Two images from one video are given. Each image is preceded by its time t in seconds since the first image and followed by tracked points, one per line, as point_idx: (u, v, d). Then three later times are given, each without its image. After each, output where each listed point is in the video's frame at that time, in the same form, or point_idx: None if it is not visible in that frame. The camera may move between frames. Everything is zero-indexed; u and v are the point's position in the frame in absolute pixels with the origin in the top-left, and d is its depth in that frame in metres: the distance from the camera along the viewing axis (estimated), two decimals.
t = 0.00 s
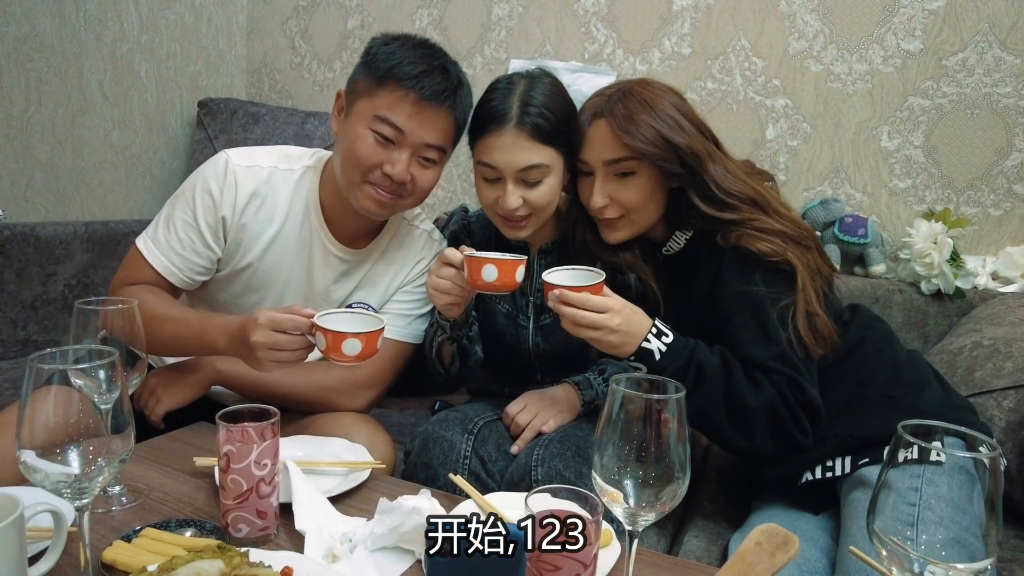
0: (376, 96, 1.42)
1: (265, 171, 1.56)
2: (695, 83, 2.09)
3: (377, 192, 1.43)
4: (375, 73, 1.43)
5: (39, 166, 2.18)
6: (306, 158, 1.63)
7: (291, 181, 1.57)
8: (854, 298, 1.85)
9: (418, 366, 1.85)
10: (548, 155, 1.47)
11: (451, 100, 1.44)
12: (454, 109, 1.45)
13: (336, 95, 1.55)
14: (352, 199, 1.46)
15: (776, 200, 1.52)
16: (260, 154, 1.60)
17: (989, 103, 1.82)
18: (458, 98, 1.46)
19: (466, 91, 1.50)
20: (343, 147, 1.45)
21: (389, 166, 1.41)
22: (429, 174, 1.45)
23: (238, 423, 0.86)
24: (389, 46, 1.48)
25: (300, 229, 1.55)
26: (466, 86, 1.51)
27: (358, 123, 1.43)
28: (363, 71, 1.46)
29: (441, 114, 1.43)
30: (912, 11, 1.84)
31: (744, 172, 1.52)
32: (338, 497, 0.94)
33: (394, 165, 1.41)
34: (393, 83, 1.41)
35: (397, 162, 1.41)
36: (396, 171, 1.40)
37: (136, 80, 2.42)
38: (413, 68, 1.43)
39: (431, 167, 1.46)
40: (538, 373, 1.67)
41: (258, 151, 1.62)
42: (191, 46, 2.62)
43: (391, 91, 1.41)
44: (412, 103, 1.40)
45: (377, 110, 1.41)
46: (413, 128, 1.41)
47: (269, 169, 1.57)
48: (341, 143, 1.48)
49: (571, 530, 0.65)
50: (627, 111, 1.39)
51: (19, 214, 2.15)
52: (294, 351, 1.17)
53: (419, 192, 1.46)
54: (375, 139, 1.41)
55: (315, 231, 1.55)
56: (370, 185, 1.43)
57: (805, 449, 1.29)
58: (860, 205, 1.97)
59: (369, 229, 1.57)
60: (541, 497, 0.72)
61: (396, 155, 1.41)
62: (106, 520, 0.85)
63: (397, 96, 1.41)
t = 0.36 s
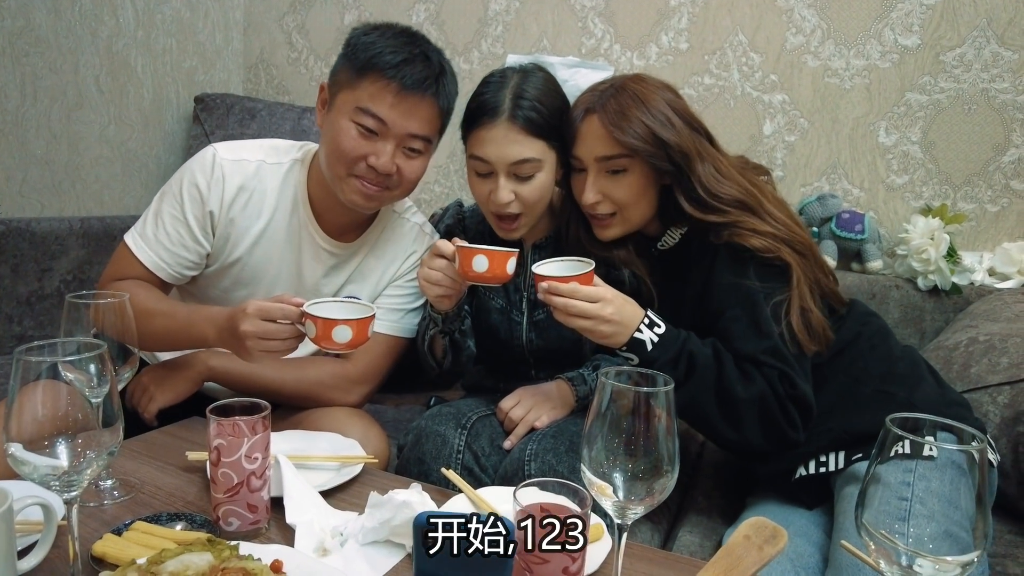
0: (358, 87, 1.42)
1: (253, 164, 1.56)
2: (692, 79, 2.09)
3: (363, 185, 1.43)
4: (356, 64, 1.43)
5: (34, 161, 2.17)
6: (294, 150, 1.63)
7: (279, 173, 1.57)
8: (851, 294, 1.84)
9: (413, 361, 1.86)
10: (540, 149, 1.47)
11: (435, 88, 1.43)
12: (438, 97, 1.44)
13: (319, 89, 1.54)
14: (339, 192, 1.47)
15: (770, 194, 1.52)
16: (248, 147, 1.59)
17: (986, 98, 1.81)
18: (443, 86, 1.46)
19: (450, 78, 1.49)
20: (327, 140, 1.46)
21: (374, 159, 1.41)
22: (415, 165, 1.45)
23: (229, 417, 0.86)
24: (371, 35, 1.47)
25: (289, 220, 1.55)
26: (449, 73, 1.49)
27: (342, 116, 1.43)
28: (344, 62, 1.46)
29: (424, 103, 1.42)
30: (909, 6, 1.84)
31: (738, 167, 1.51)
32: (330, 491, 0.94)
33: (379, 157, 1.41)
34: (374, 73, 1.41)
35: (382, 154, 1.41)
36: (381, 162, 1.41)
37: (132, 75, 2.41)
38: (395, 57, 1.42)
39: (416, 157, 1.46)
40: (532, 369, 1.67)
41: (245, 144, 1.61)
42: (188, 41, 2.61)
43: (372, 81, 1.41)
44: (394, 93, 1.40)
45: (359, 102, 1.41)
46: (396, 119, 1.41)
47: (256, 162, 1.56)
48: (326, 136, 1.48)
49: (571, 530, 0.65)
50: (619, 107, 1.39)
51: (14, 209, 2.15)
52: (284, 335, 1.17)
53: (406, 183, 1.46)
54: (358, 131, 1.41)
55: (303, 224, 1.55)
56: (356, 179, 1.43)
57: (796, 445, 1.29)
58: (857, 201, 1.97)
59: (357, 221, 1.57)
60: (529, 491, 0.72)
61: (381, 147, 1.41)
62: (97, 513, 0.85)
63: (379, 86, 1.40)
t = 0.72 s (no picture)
0: (351, 87, 1.42)
1: (251, 163, 1.56)
2: (691, 77, 2.09)
3: (360, 185, 1.43)
4: (348, 64, 1.42)
5: (33, 159, 2.17)
6: (290, 149, 1.63)
7: (277, 172, 1.57)
8: (850, 293, 1.85)
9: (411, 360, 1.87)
10: (538, 150, 1.47)
11: (428, 86, 1.43)
12: (431, 94, 1.44)
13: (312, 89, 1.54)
14: (336, 192, 1.47)
15: (767, 195, 1.52)
16: (244, 146, 1.59)
17: (985, 97, 1.81)
18: (436, 83, 1.45)
19: (443, 74, 1.49)
20: (323, 141, 1.46)
21: (370, 159, 1.41)
22: (411, 164, 1.46)
23: (228, 415, 0.87)
24: (362, 33, 1.47)
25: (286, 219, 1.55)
26: (442, 69, 1.49)
27: (335, 116, 1.43)
28: (337, 62, 1.45)
29: (419, 101, 1.42)
30: (909, 5, 1.84)
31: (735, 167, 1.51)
32: (330, 490, 0.94)
33: (374, 157, 1.41)
34: (367, 74, 1.40)
35: (377, 154, 1.41)
36: (377, 163, 1.41)
37: (131, 73, 2.41)
38: (387, 56, 1.41)
39: (412, 156, 1.46)
40: (531, 367, 1.67)
41: (245, 141, 1.61)
42: (187, 38, 2.60)
43: (365, 83, 1.41)
44: (387, 93, 1.40)
45: (352, 102, 1.41)
46: (391, 119, 1.41)
47: (254, 161, 1.56)
48: (321, 136, 1.48)
49: (571, 531, 0.65)
50: (616, 108, 1.39)
51: (14, 207, 2.15)
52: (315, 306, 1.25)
53: (403, 181, 1.47)
54: (353, 132, 1.41)
55: (302, 223, 1.55)
56: (353, 179, 1.43)
57: (794, 446, 1.29)
58: (856, 200, 1.97)
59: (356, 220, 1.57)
60: (528, 490, 0.73)
61: (376, 147, 1.41)
62: (98, 512, 0.85)
63: (372, 86, 1.40)
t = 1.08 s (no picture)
0: (350, 86, 1.41)
1: (252, 160, 1.55)
2: (691, 75, 2.09)
3: (363, 184, 1.44)
4: (346, 63, 1.42)
5: (33, 157, 2.17)
6: (289, 145, 1.63)
7: (278, 169, 1.57)
8: (850, 291, 1.85)
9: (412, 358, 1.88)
10: (534, 168, 1.46)
11: (427, 83, 1.42)
12: (430, 90, 1.43)
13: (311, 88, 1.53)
14: (339, 192, 1.47)
15: (769, 195, 1.52)
16: (244, 143, 1.59)
17: (985, 95, 1.81)
18: (434, 79, 1.45)
19: (441, 69, 1.48)
20: (323, 142, 1.45)
21: (372, 158, 1.41)
22: (411, 160, 1.46)
23: (230, 413, 0.87)
24: (360, 31, 1.46)
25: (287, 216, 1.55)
26: (439, 64, 1.48)
27: (335, 116, 1.43)
28: (333, 60, 1.45)
29: (419, 98, 1.42)
30: (909, 3, 1.84)
31: (736, 166, 1.51)
32: (331, 487, 0.94)
33: (376, 156, 1.41)
34: (365, 72, 1.40)
35: (378, 152, 1.41)
36: (379, 161, 1.41)
37: (130, 71, 2.41)
38: (386, 53, 1.41)
39: (413, 152, 1.46)
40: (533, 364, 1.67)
41: (248, 138, 1.61)
42: (186, 36, 2.59)
43: (362, 81, 1.40)
44: (386, 91, 1.39)
45: (352, 101, 1.41)
46: (391, 118, 1.40)
47: (255, 158, 1.56)
48: (321, 136, 1.48)
49: (571, 530, 0.65)
50: (618, 107, 1.39)
51: (13, 205, 2.15)
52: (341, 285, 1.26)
53: (404, 177, 1.47)
54: (354, 132, 1.41)
55: (304, 222, 1.56)
56: (354, 179, 1.43)
57: (796, 444, 1.29)
58: (857, 198, 1.97)
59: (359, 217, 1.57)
60: (530, 486, 0.73)
61: (377, 146, 1.41)
62: (99, 509, 0.85)
63: (371, 85, 1.39)
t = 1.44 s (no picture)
0: (337, 81, 1.41)
1: (246, 156, 1.56)
2: (691, 74, 2.09)
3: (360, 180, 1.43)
4: (332, 58, 1.42)
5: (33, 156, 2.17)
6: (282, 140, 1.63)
7: (272, 163, 1.57)
8: (849, 289, 1.85)
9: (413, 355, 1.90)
10: (540, 137, 1.46)
11: (414, 71, 1.43)
12: (418, 77, 1.44)
13: (299, 89, 1.54)
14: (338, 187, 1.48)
15: (771, 190, 1.52)
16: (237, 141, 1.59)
17: (985, 94, 1.81)
18: (421, 70, 1.45)
19: (427, 59, 1.49)
20: (316, 140, 1.45)
21: (368, 153, 1.42)
22: (407, 151, 1.46)
23: (228, 411, 0.87)
24: (343, 27, 1.47)
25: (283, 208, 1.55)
26: (424, 51, 1.49)
27: (326, 112, 1.43)
28: (318, 60, 1.45)
29: (408, 87, 1.42)
30: (909, 1, 1.83)
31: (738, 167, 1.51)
32: (330, 485, 0.94)
33: (372, 150, 1.41)
34: (352, 66, 1.40)
35: (374, 145, 1.41)
36: (375, 154, 1.41)
37: (130, 70, 2.41)
38: (370, 46, 1.41)
39: (408, 143, 1.46)
40: (532, 362, 1.68)
41: (246, 133, 1.63)
42: (185, 34, 2.59)
43: (349, 75, 1.40)
44: (374, 82, 1.39)
45: (342, 97, 1.41)
46: (383, 111, 1.40)
47: (249, 154, 1.57)
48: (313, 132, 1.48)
49: (571, 531, 0.65)
50: (623, 110, 1.38)
51: (13, 204, 2.15)
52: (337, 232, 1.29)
53: (401, 169, 1.47)
54: (347, 129, 1.41)
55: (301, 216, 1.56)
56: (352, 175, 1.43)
57: (789, 430, 1.28)
58: (856, 196, 1.97)
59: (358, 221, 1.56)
60: (526, 484, 0.73)
61: (371, 139, 1.41)
62: (98, 507, 0.85)
63: (358, 77, 1.40)
